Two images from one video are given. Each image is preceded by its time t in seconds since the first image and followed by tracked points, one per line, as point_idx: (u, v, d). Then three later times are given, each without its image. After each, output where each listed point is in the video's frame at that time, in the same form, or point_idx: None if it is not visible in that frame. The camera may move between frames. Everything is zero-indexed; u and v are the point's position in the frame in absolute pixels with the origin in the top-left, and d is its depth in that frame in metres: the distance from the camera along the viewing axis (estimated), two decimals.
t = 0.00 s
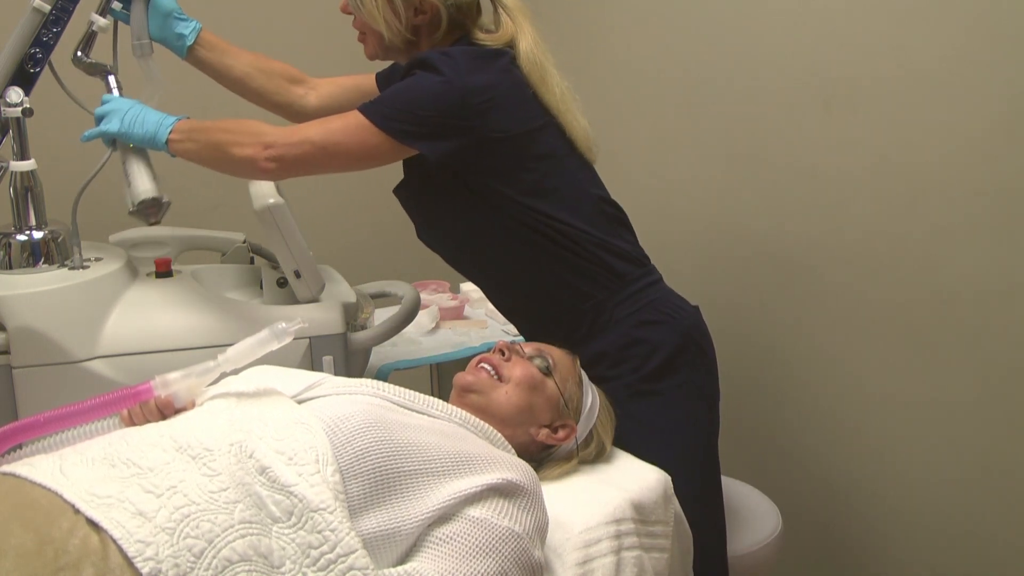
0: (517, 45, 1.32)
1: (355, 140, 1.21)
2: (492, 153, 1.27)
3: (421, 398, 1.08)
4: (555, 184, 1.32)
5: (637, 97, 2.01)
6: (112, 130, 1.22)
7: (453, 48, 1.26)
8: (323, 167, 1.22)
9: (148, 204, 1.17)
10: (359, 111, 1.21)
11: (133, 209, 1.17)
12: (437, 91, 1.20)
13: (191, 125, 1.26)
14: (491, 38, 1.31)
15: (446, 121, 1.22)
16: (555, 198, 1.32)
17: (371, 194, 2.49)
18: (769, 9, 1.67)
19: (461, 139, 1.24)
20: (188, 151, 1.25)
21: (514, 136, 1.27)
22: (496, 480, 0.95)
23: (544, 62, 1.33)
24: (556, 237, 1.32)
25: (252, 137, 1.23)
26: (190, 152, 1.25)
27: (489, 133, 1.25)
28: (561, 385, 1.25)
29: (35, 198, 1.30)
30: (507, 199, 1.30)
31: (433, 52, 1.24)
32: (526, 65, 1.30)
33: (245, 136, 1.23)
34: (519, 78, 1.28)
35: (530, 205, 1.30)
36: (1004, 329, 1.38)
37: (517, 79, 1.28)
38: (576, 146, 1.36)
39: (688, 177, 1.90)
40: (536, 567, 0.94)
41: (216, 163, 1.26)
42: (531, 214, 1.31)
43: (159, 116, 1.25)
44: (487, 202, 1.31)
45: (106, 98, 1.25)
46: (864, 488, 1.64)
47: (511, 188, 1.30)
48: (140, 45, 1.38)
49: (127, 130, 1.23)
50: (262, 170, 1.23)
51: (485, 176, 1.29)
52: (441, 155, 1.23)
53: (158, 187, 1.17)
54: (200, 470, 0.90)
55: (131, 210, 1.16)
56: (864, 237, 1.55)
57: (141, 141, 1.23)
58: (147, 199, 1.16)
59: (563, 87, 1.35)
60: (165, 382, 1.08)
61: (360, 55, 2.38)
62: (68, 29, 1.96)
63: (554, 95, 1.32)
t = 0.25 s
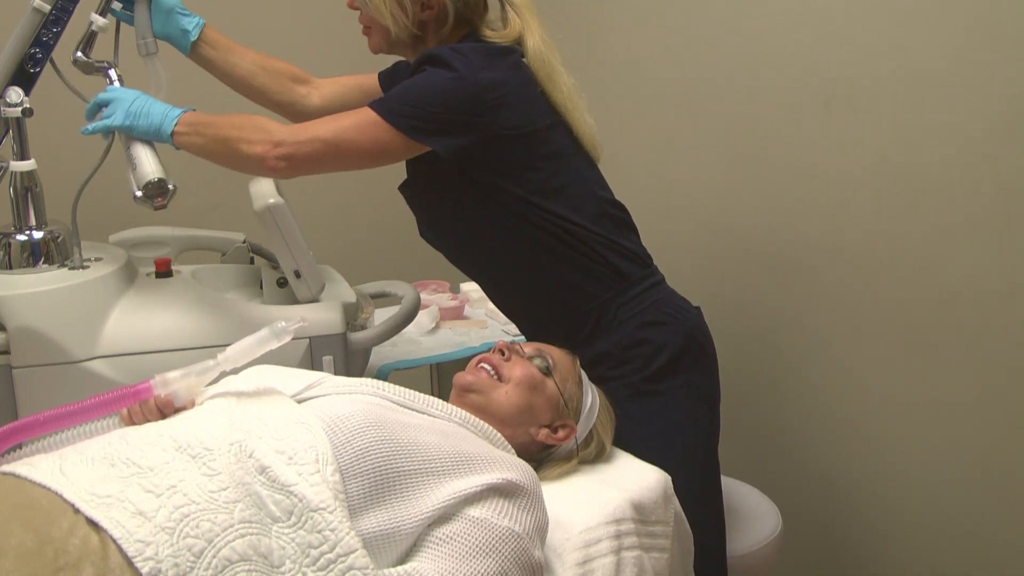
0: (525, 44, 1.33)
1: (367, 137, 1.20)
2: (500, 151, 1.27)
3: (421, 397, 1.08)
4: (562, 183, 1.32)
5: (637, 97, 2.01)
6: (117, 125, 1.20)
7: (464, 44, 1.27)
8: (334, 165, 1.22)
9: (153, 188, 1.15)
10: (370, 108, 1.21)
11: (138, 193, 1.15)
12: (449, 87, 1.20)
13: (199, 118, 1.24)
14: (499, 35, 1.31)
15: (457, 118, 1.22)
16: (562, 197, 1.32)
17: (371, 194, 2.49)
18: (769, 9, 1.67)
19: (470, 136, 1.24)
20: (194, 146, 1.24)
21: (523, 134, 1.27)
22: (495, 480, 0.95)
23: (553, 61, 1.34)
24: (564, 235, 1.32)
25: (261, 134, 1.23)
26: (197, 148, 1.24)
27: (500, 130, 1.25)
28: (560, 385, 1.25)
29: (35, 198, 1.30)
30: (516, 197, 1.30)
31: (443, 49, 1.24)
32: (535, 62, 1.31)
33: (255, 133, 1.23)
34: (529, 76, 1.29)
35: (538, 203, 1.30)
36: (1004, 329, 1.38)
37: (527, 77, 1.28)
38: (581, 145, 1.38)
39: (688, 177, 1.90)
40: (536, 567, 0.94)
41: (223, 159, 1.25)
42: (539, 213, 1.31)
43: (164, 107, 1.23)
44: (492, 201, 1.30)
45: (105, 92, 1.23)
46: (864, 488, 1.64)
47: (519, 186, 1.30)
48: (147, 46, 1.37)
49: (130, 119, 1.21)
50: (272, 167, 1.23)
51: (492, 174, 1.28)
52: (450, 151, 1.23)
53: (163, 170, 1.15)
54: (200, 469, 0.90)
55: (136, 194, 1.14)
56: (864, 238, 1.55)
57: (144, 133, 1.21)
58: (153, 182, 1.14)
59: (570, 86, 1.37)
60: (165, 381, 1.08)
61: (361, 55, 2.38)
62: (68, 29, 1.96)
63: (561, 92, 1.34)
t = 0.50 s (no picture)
0: (532, 42, 1.33)
1: (372, 136, 1.20)
2: (504, 150, 1.27)
3: (421, 397, 1.08)
4: (567, 182, 1.32)
5: (637, 97, 2.01)
6: (121, 125, 1.20)
7: (471, 42, 1.27)
8: (340, 164, 1.22)
9: (158, 188, 1.15)
10: (375, 107, 1.21)
11: (143, 194, 1.15)
12: (455, 86, 1.20)
13: (204, 117, 1.24)
14: (506, 32, 1.31)
15: (462, 116, 1.22)
16: (567, 196, 1.32)
17: (371, 194, 2.49)
18: (769, 9, 1.67)
19: (475, 135, 1.24)
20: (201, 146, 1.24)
21: (528, 133, 1.27)
22: (496, 480, 0.95)
23: (560, 60, 1.34)
24: (569, 234, 1.32)
25: (267, 134, 1.22)
26: (204, 147, 1.24)
27: (505, 129, 1.25)
28: (560, 384, 1.25)
29: (34, 198, 1.30)
30: (520, 197, 1.30)
31: (448, 47, 1.24)
32: (542, 62, 1.31)
33: (261, 133, 1.23)
34: (535, 75, 1.29)
35: (542, 202, 1.30)
36: (1004, 329, 1.38)
37: (533, 76, 1.28)
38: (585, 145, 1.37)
39: (688, 177, 1.90)
40: (536, 567, 0.94)
41: (230, 159, 1.25)
42: (542, 212, 1.31)
43: (168, 106, 1.23)
44: (494, 200, 1.30)
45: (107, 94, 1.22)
46: (864, 488, 1.64)
47: (524, 185, 1.30)
48: (153, 52, 1.37)
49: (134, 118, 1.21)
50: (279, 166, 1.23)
51: (495, 173, 1.28)
52: (456, 150, 1.23)
53: (168, 170, 1.15)
54: (200, 470, 0.90)
55: (141, 194, 1.14)
56: (864, 238, 1.55)
57: (148, 133, 1.21)
58: (158, 183, 1.14)
59: (577, 87, 1.36)
60: (165, 382, 1.08)
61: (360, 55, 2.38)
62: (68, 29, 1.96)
63: (567, 93, 1.33)
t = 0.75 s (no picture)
0: (532, 43, 1.33)
1: (374, 138, 1.20)
2: (504, 150, 1.27)
3: (420, 397, 1.08)
4: (567, 183, 1.32)
5: (637, 97, 2.01)
6: (120, 130, 1.20)
7: (472, 42, 1.27)
8: (342, 166, 1.22)
9: (156, 196, 1.15)
10: (376, 108, 1.20)
11: (140, 201, 1.15)
12: (455, 85, 1.20)
13: (202, 121, 1.24)
14: (505, 33, 1.32)
15: (462, 116, 1.21)
16: (566, 196, 1.32)
17: (371, 194, 2.49)
18: (769, 9, 1.67)
19: (475, 135, 1.23)
20: (199, 149, 1.24)
21: (528, 133, 1.27)
22: (496, 480, 0.95)
23: (561, 63, 1.33)
24: (568, 235, 1.32)
25: (268, 138, 1.22)
26: (202, 152, 1.24)
27: (506, 129, 1.25)
28: (560, 385, 1.25)
29: (35, 198, 1.30)
30: (520, 197, 1.30)
31: (448, 47, 1.24)
32: (542, 63, 1.31)
33: (261, 137, 1.23)
34: (536, 76, 1.29)
35: (542, 203, 1.30)
36: (1004, 329, 1.38)
37: (534, 76, 1.28)
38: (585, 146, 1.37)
39: (688, 177, 1.90)
40: (537, 567, 0.94)
41: (229, 163, 1.25)
42: (542, 212, 1.31)
43: (167, 110, 1.23)
44: (495, 201, 1.30)
45: (108, 98, 1.23)
46: (864, 488, 1.64)
47: (524, 186, 1.30)
48: (153, 52, 1.36)
49: (131, 125, 1.20)
50: (279, 171, 1.23)
51: (495, 173, 1.28)
52: (457, 150, 1.23)
53: (167, 179, 1.16)
54: (200, 470, 0.90)
55: (139, 202, 1.15)
56: (865, 238, 1.55)
57: (147, 139, 1.22)
58: (157, 191, 1.15)
59: (577, 90, 1.36)
60: (165, 383, 1.08)
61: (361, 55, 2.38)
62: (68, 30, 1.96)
63: (568, 94, 1.33)
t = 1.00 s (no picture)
0: (534, 44, 1.33)
1: (375, 139, 1.20)
2: (504, 150, 1.27)
3: (420, 398, 1.08)
4: (567, 183, 1.32)
5: (637, 97, 2.01)
6: (122, 134, 1.20)
7: (473, 41, 1.26)
8: (343, 167, 1.21)
9: (157, 202, 1.16)
10: (376, 109, 1.20)
11: (142, 207, 1.15)
12: (457, 85, 1.20)
13: (203, 123, 1.24)
14: (507, 32, 1.32)
15: (462, 116, 1.21)
16: (567, 196, 1.32)
17: (371, 194, 2.49)
18: (769, 9, 1.67)
19: (476, 135, 1.23)
20: (200, 150, 1.24)
21: (529, 133, 1.27)
22: (496, 480, 0.95)
23: (563, 63, 1.34)
24: (568, 235, 1.32)
25: (269, 140, 1.22)
26: (203, 154, 1.24)
27: (506, 129, 1.25)
28: (560, 385, 1.25)
29: (35, 198, 1.30)
30: (521, 197, 1.30)
31: (449, 47, 1.24)
32: (543, 62, 1.32)
33: (262, 139, 1.22)
34: (537, 76, 1.29)
35: (543, 203, 1.30)
36: (1004, 330, 1.38)
37: (535, 76, 1.28)
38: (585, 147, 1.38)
39: (688, 177, 1.90)
40: (537, 567, 0.94)
41: (231, 164, 1.25)
42: (542, 212, 1.31)
43: (168, 113, 1.23)
44: (495, 201, 1.30)
45: (110, 103, 1.23)
46: (864, 488, 1.64)
47: (524, 186, 1.30)
48: (154, 53, 1.37)
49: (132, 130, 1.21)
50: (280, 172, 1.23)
51: (496, 173, 1.28)
52: (462, 150, 1.23)
53: (169, 185, 1.15)
54: (200, 471, 0.90)
55: (140, 207, 1.15)
56: (865, 238, 1.55)
57: (149, 142, 1.22)
58: (158, 198, 1.15)
59: (579, 91, 1.36)
60: (165, 383, 1.08)
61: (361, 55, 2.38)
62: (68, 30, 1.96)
63: (569, 96, 1.34)
